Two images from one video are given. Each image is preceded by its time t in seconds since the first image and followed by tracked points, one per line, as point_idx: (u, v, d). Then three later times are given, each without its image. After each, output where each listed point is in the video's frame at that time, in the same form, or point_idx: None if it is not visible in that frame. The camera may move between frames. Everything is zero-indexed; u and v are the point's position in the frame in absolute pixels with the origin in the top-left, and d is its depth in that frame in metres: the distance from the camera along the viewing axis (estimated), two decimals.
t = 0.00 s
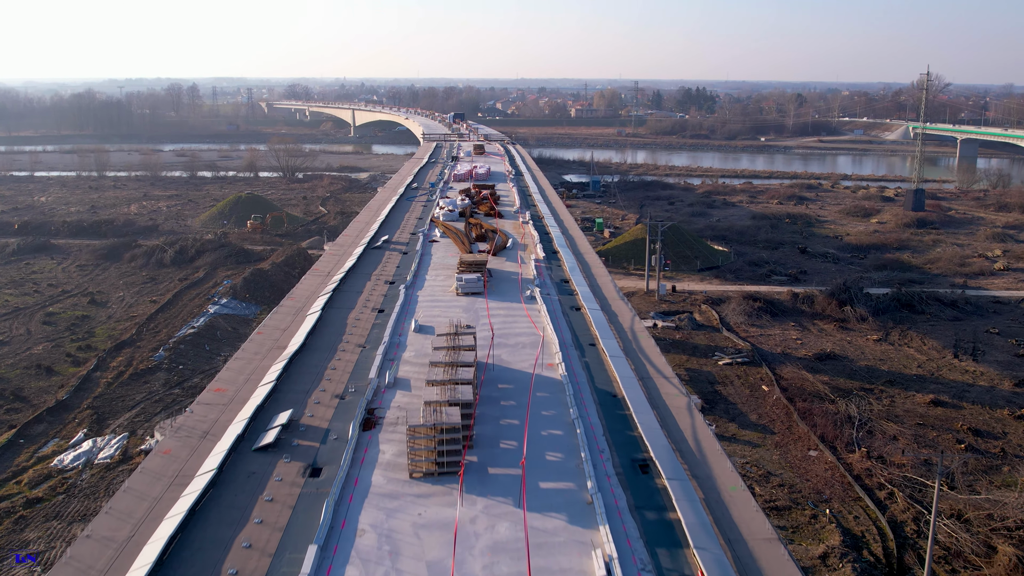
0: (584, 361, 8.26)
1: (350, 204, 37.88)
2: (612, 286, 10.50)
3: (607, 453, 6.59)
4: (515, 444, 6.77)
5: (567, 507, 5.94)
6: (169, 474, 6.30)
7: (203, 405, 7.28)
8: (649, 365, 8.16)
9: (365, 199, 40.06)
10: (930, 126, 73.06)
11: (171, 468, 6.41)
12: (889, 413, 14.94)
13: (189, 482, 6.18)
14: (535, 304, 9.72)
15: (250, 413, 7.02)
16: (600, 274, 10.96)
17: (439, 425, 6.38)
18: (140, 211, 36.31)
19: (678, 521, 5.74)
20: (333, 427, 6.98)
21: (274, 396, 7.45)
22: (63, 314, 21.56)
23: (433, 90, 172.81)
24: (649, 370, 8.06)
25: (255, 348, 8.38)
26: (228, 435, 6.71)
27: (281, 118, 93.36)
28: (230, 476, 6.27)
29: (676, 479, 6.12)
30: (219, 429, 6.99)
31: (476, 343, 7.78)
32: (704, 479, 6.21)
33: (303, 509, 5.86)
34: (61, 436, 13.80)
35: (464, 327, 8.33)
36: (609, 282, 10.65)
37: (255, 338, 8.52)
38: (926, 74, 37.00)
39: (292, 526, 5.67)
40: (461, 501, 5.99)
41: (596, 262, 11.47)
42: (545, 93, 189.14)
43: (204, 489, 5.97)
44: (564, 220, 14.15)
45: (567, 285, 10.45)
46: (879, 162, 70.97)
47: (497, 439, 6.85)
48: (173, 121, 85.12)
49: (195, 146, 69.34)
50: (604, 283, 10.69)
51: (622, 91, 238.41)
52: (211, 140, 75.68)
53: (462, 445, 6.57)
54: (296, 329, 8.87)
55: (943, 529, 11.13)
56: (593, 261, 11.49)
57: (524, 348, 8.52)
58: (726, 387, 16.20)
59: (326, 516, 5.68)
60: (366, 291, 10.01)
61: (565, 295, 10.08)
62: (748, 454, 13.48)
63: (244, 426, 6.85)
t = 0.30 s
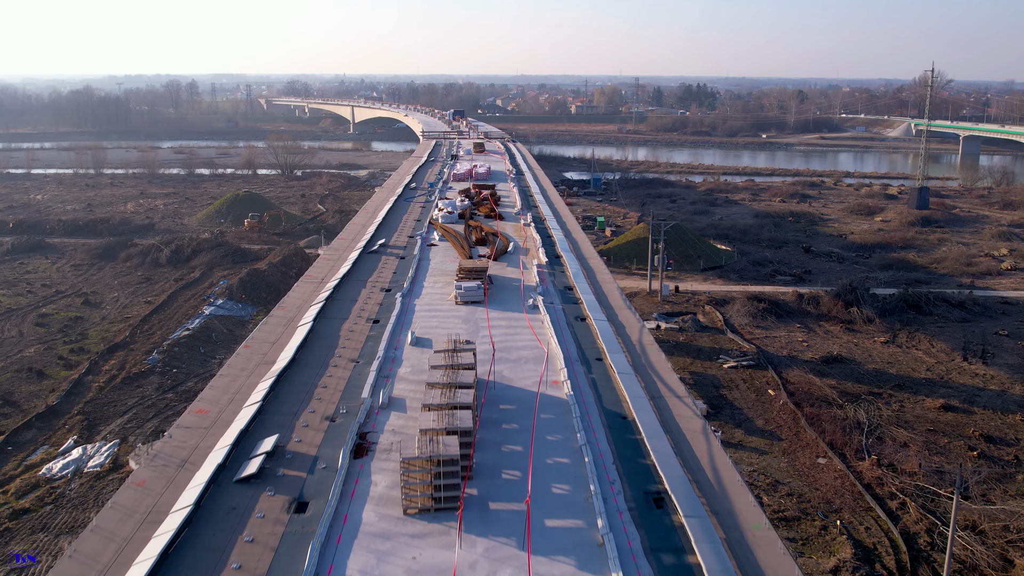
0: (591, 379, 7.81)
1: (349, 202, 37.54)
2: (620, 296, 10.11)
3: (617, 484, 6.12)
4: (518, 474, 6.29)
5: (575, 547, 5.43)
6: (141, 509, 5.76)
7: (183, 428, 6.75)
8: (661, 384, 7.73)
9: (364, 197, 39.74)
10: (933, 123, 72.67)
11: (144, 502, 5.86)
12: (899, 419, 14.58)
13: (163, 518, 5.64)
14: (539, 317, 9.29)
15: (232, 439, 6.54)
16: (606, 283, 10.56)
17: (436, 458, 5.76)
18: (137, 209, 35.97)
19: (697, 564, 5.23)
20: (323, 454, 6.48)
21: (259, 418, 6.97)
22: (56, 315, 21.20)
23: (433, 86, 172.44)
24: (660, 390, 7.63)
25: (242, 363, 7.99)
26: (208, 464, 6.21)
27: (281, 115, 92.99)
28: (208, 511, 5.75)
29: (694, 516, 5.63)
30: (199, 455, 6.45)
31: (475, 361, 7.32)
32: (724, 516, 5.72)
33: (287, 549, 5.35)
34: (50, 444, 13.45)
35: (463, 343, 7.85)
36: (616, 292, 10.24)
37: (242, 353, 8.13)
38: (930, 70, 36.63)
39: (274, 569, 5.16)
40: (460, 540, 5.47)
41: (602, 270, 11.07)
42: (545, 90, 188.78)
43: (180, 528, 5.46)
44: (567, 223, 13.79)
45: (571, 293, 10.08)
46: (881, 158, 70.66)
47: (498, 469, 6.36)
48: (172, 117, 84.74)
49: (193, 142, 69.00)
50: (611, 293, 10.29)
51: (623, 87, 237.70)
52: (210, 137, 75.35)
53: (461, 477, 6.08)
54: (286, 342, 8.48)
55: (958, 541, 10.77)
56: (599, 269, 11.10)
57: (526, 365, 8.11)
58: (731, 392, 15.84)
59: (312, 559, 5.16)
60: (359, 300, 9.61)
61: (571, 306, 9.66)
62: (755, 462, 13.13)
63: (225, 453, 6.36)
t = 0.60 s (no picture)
0: (599, 400, 7.43)
1: (347, 200, 37.16)
2: (627, 305, 9.74)
3: (631, 523, 5.70)
4: (521, 510, 5.89)
5: None
6: (110, 551, 5.36)
7: (161, 458, 6.37)
8: (673, 404, 7.34)
9: (363, 195, 39.37)
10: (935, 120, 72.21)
11: (113, 543, 5.46)
12: (909, 425, 14.24)
13: (132, 562, 5.24)
14: (543, 330, 8.91)
15: (211, 469, 6.13)
16: (612, 290, 10.19)
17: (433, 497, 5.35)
18: (133, 208, 35.60)
19: None
20: (310, 487, 6.08)
21: (242, 445, 6.59)
22: (49, 316, 20.85)
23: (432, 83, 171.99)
24: (673, 412, 7.24)
25: (227, 381, 7.64)
26: (185, 498, 5.81)
27: (279, 112, 92.56)
28: (182, 552, 5.35)
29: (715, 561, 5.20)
30: (175, 489, 6.07)
31: (474, 384, 6.93)
32: (748, 559, 5.29)
33: None
34: (39, 451, 13.10)
35: (460, 362, 7.46)
36: (623, 300, 9.88)
37: (228, 369, 7.78)
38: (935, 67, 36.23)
39: None
40: None
41: (607, 277, 10.71)
42: (545, 87, 188.33)
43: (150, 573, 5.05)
44: (570, 225, 13.45)
45: (576, 302, 9.72)
46: (883, 156, 70.28)
47: (500, 504, 5.97)
48: (170, 114, 84.29)
49: (191, 139, 68.59)
50: (618, 301, 9.92)
51: (623, 83, 237.14)
52: (208, 134, 74.93)
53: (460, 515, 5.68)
54: (274, 357, 8.14)
55: (974, 554, 10.44)
56: (605, 275, 10.73)
57: (528, 384, 7.74)
58: (737, 396, 15.50)
59: None
60: (353, 310, 9.25)
61: (576, 317, 9.28)
62: (762, 470, 12.80)
63: (203, 486, 5.95)
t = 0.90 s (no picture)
0: (607, 423, 7.01)
1: (346, 199, 36.79)
2: (635, 317, 9.34)
3: (645, 566, 5.25)
4: (526, 552, 5.44)
5: None
6: None
7: (134, 492, 6.00)
8: (687, 430, 6.92)
9: (362, 193, 39.03)
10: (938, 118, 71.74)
11: None
12: (919, 432, 13.90)
13: None
14: (547, 346, 8.50)
15: (187, 506, 5.73)
16: (619, 301, 9.80)
17: (427, 545, 4.99)
18: (130, 206, 35.24)
19: None
20: (296, 525, 5.65)
21: (221, 477, 6.20)
22: (41, 318, 20.50)
23: (432, 80, 171.39)
24: (688, 438, 6.82)
25: (210, 403, 7.29)
26: (158, 539, 5.39)
27: (279, 109, 92.06)
28: None
29: None
30: (148, 527, 5.68)
31: (473, 411, 6.55)
32: None
33: None
34: (27, 459, 12.77)
35: (458, 385, 7.06)
36: (632, 312, 9.48)
37: (212, 389, 7.44)
38: (940, 64, 35.81)
39: None
40: None
41: (614, 286, 10.33)
42: (546, 84, 187.66)
43: None
44: (573, 229, 13.09)
45: (581, 313, 9.34)
46: (885, 153, 69.90)
47: (502, 544, 5.53)
48: (169, 111, 83.85)
49: (190, 137, 68.17)
50: (626, 313, 9.53)
51: (624, 80, 236.49)
52: (206, 131, 74.49)
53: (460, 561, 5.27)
54: (261, 375, 7.80)
55: (990, 567, 10.12)
56: (611, 285, 10.34)
57: (531, 407, 7.34)
58: (743, 401, 15.17)
59: None
60: (345, 323, 8.88)
61: (582, 332, 8.87)
62: (770, 479, 12.48)
63: (178, 526, 5.54)
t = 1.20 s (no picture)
0: (617, 450, 6.55)
1: (344, 197, 36.47)
2: (644, 330, 8.92)
3: None
4: None
5: None
6: None
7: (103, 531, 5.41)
8: (704, 460, 6.44)
9: (361, 191, 38.69)
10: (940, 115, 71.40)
11: None
12: (930, 439, 13.56)
13: None
14: (552, 364, 8.07)
15: (159, 551, 5.12)
16: (627, 313, 9.38)
17: None
18: (126, 205, 34.93)
19: None
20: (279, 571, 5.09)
21: (200, 515, 5.62)
22: (34, 320, 20.15)
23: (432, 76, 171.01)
24: (704, 469, 6.33)
25: (190, 428, 6.75)
26: None
27: (278, 106, 91.74)
28: None
29: None
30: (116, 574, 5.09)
31: (472, 441, 6.02)
32: None
33: None
34: (15, 469, 12.42)
35: (457, 411, 6.54)
36: (641, 325, 9.05)
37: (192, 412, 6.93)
38: (945, 60, 35.45)
39: None
40: None
41: (622, 297, 9.91)
42: (546, 80, 187.30)
43: None
44: (578, 234, 12.70)
45: (587, 327, 8.92)
46: (886, 150, 69.61)
47: None
48: (168, 108, 83.54)
49: (188, 134, 67.87)
50: (634, 327, 9.10)
51: (624, 76, 236.12)
52: (205, 128, 74.17)
53: None
54: (247, 396, 7.33)
55: None
56: (618, 295, 9.93)
57: (535, 433, 6.87)
58: (749, 407, 14.84)
59: None
60: (338, 337, 8.49)
61: (589, 348, 8.43)
62: (778, 489, 12.15)
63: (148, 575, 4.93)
